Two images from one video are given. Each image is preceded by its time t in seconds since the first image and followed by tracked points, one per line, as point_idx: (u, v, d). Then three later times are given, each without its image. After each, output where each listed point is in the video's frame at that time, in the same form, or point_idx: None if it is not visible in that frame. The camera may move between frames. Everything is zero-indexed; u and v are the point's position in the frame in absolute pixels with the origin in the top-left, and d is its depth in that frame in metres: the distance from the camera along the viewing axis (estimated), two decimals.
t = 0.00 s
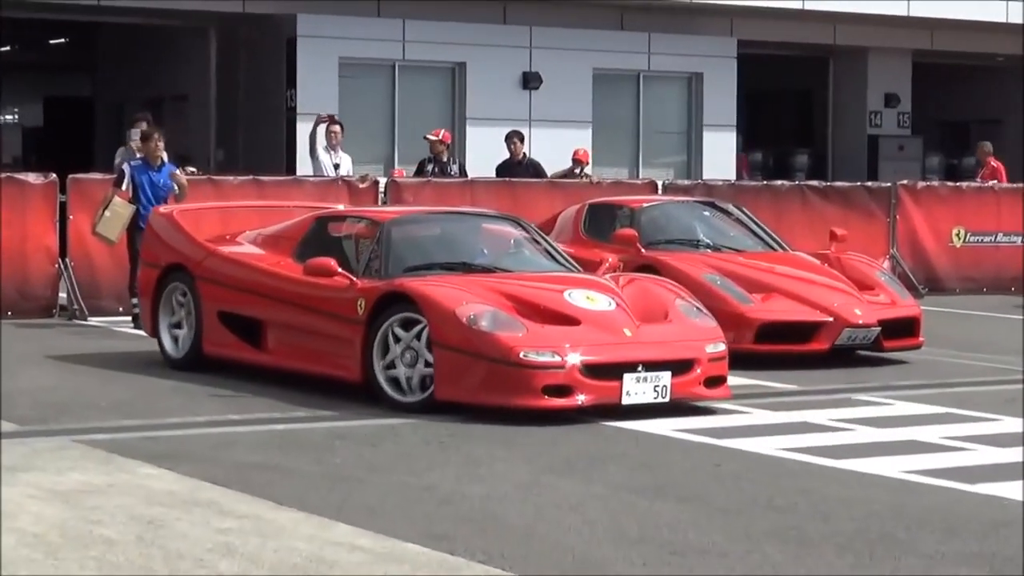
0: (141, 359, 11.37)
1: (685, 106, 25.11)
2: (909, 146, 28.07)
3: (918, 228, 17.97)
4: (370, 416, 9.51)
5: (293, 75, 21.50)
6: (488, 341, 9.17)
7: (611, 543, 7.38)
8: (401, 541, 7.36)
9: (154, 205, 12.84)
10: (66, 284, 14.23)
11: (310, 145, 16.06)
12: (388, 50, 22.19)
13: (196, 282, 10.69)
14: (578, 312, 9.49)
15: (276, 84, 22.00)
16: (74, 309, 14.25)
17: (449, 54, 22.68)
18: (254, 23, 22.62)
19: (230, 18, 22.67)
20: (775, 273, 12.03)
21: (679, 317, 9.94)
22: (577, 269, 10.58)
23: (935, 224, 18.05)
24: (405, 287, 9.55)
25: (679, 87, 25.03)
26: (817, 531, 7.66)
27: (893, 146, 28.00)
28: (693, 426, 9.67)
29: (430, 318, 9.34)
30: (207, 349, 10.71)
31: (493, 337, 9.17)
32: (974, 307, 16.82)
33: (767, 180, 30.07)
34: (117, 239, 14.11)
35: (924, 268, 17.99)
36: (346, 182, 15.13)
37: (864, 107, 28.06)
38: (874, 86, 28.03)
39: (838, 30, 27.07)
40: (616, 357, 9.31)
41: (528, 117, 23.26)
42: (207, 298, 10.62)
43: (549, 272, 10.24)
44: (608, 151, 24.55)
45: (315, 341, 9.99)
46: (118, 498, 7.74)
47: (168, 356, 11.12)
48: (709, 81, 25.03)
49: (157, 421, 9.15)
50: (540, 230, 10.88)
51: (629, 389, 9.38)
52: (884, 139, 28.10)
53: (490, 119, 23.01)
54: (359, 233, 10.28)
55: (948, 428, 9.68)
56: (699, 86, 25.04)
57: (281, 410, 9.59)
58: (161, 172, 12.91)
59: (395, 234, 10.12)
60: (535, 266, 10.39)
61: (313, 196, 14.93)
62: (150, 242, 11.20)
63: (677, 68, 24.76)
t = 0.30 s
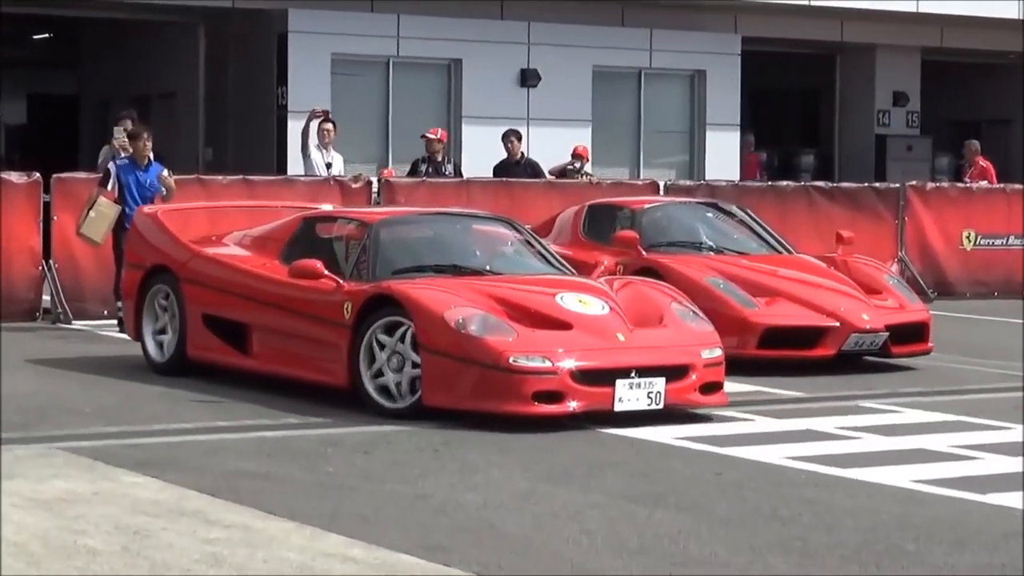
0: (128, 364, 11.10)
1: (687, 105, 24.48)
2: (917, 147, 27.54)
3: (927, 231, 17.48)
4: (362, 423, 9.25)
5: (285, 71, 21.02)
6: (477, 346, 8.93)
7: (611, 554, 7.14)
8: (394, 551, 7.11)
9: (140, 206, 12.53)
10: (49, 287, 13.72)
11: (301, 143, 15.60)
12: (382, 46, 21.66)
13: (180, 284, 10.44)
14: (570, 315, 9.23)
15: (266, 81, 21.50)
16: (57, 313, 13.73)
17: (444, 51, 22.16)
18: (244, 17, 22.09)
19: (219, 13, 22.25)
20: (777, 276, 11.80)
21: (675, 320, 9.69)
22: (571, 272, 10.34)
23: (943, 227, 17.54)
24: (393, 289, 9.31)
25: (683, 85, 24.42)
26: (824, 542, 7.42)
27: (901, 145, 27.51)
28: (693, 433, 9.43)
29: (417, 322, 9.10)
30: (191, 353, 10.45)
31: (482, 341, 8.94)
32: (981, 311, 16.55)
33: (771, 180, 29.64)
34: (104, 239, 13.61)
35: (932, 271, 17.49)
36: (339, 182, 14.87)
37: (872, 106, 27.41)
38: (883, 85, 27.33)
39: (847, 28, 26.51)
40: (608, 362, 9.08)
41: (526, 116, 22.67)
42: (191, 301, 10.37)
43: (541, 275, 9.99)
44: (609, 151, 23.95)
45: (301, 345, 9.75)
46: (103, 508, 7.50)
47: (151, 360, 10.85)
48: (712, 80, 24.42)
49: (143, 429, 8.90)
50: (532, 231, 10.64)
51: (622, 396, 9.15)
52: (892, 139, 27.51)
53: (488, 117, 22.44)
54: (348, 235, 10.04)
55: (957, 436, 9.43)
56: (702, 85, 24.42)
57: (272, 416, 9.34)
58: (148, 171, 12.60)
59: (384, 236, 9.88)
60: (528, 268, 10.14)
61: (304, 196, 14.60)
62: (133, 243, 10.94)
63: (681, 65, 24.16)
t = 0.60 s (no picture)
0: (109, 371, 10.86)
1: (686, 103, 24.23)
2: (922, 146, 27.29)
3: (932, 232, 17.21)
4: (352, 430, 9.03)
5: (272, 68, 20.76)
6: (456, 351, 8.72)
7: (606, 565, 6.92)
8: (382, 564, 6.88)
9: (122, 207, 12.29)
10: (30, 291, 13.31)
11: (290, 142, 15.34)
12: (373, 43, 21.38)
13: (158, 289, 10.22)
14: (552, 320, 9.01)
15: (253, 79, 21.23)
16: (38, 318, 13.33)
17: (436, 48, 21.88)
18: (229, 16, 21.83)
19: (205, 11, 21.97)
20: (781, 279, 11.59)
21: (660, 325, 9.47)
22: (557, 275, 10.11)
23: (949, 228, 17.26)
24: (370, 293, 9.09)
25: (681, 82, 24.16)
26: (826, 553, 7.20)
27: (906, 145, 27.32)
28: (688, 441, 9.20)
29: (395, 326, 8.89)
30: (169, 359, 10.23)
31: (461, 346, 8.72)
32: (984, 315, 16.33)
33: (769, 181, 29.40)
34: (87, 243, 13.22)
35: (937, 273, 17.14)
36: (327, 183, 14.57)
37: (875, 103, 27.25)
38: (886, 82, 27.20)
39: (849, 24, 26.23)
40: (591, 367, 8.86)
41: (520, 115, 22.42)
42: (169, 306, 10.15)
43: (526, 278, 9.76)
44: (606, 150, 23.68)
45: (279, 351, 9.52)
46: (84, 519, 7.26)
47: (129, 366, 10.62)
48: (711, 77, 24.17)
49: (125, 437, 8.66)
50: (518, 233, 10.41)
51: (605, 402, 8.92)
52: (895, 138, 27.29)
53: (480, 117, 22.17)
54: (328, 237, 9.81)
55: (962, 444, 9.21)
56: (700, 81, 24.17)
57: (259, 425, 9.11)
58: (130, 173, 12.35)
59: (364, 238, 9.66)
60: (512, 271, 9.91)
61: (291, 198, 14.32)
62: (111, 247, 10.72)
63: (680, 62, 23.89)
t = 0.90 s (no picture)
0: (92, 377, 10.63)
1: (683, 98, 24.00)
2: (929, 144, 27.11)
3: (939, 233, 17.03)
4: (342, 436, 8.80)
5: (256, 65, 20.49)
6: (441, 354, 8.49)
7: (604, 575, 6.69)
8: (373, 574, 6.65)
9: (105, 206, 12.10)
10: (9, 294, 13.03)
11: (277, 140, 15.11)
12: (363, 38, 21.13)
13: (137, 290, 9.99)
14: (540, 322, 8.80)
15: (236, 74, 20.94)
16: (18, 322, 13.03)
17: (427, 43, 21.63)
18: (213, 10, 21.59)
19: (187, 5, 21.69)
20: (782, 280, 11.38)
21: (652, 326, 9.25)
22: (547, 276, 9.88)
23: (957, 228, 17.09)
24: (354, 295, 8.87)
25: (678, 77, 23.92)
26: (831, 562, 6.98)
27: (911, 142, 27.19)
28: (686, 447, 8.98)
29: (379, 329, 8.66)
30: (148, 363, 10.00)
31: (446, 349, 8.50)
32: (987, 315, 16.11)
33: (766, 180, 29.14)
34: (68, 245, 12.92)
35: (945, 274, 17.00)
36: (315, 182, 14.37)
37: (878, 99, 27.01)
38: (889, 80, 27.02)
39: (847, 18, 25.96)
40: (580, 371, 8.64)
41: (512, 111, 22.17)
42: (148, 308, 9.92)
43: (513, 279, 9.54)
44: (601, 147, 23.44)
45: (260, 354, 9.30)
46: (66, 529, 7.03)
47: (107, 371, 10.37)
48: (708, 73, 23.94)
49: (108, 446, 8.43)
50: (507, 233, 10.18)
51: (595, 406, 8.70)
52: (900, 135, 27.10)
53: (471, 113, 21.92)
54: (311, 237, 9.60)
55: (969, 449, 9.00)
56: (699, 76, 23.93)
57: (246, 431, 8.88)
58: (112, 172, 12.19)
59: (347, 239, 9.44)
60: (499, 271, 9.69)
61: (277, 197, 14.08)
62: (89, 248, 10.48)
63: (676, 57, 23.65)
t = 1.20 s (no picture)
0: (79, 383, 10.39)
1: (686, 94, 23.78)
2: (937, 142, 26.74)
3: (949, 234, 16.78)
4: (335, 443, 8.57)
5: (246, 61, 20.23)
6: (430, 358, 8.28)
7: None
8: None
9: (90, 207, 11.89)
10: None
11: (267, 139, 14.88)
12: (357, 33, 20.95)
13: (120, 293, 9.77)
14: (533, 325, 8.58)
15: (227, 69, 20.71)
16: None
17: (422, 39, 21.41)
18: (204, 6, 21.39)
19: None
20: (788, 283, 11.16)
21: (648, 329, 9.02)
22: (541, 278, 9.65)
23: (967, 228, 16.85)
24: (341, 298, 8.65)
25: (680, 73, 23.71)
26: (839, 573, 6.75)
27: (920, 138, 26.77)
28: (687, 454, 8.76)
29: (367, 332, 8.44)
30: (131, 368, 9.77)
31: (435, 353, 8.29)
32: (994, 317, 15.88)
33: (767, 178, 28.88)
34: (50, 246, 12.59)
35: (956, 275, 16.73)
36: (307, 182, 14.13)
37: (888, 95, 26.66)
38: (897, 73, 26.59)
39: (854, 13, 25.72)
40: (573, 374, 8.41)
41: (510, 108, 21.93)
42: (131, 312, 9.69)
43: (505, 281, 9.32)
44: (601, 143, 23.21)
45: (244, 358, 9.08)
46: (49, 540, 6.80)
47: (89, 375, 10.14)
48: (712, 68, 23.71)
49: (94, 454, 8.20)
50: (501, 234, 9.95)
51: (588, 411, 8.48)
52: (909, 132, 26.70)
53: (467, 109, 21.70)
54: (299, 238, 9.37)
55: (979, 455, 8.76)
56: (702, 72, 23.71)
57: (236, 438, 8.66)
58: (98, 172, 12.01)
59: (335, 240, 9.21)
60: (491, 273, 9.46)
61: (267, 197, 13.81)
62: (71, 249, 10.26)
63: (678, 52, 23.43)
